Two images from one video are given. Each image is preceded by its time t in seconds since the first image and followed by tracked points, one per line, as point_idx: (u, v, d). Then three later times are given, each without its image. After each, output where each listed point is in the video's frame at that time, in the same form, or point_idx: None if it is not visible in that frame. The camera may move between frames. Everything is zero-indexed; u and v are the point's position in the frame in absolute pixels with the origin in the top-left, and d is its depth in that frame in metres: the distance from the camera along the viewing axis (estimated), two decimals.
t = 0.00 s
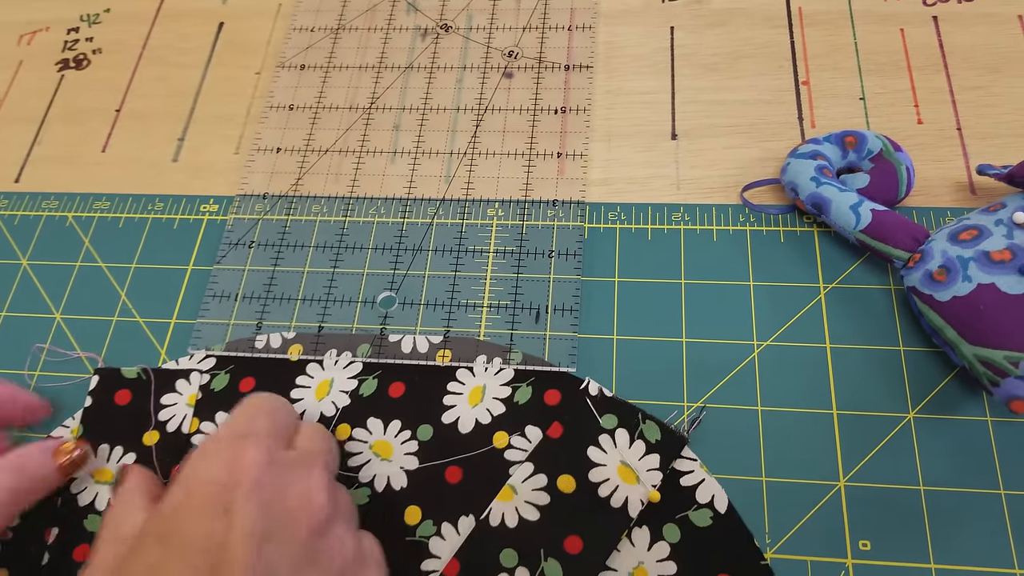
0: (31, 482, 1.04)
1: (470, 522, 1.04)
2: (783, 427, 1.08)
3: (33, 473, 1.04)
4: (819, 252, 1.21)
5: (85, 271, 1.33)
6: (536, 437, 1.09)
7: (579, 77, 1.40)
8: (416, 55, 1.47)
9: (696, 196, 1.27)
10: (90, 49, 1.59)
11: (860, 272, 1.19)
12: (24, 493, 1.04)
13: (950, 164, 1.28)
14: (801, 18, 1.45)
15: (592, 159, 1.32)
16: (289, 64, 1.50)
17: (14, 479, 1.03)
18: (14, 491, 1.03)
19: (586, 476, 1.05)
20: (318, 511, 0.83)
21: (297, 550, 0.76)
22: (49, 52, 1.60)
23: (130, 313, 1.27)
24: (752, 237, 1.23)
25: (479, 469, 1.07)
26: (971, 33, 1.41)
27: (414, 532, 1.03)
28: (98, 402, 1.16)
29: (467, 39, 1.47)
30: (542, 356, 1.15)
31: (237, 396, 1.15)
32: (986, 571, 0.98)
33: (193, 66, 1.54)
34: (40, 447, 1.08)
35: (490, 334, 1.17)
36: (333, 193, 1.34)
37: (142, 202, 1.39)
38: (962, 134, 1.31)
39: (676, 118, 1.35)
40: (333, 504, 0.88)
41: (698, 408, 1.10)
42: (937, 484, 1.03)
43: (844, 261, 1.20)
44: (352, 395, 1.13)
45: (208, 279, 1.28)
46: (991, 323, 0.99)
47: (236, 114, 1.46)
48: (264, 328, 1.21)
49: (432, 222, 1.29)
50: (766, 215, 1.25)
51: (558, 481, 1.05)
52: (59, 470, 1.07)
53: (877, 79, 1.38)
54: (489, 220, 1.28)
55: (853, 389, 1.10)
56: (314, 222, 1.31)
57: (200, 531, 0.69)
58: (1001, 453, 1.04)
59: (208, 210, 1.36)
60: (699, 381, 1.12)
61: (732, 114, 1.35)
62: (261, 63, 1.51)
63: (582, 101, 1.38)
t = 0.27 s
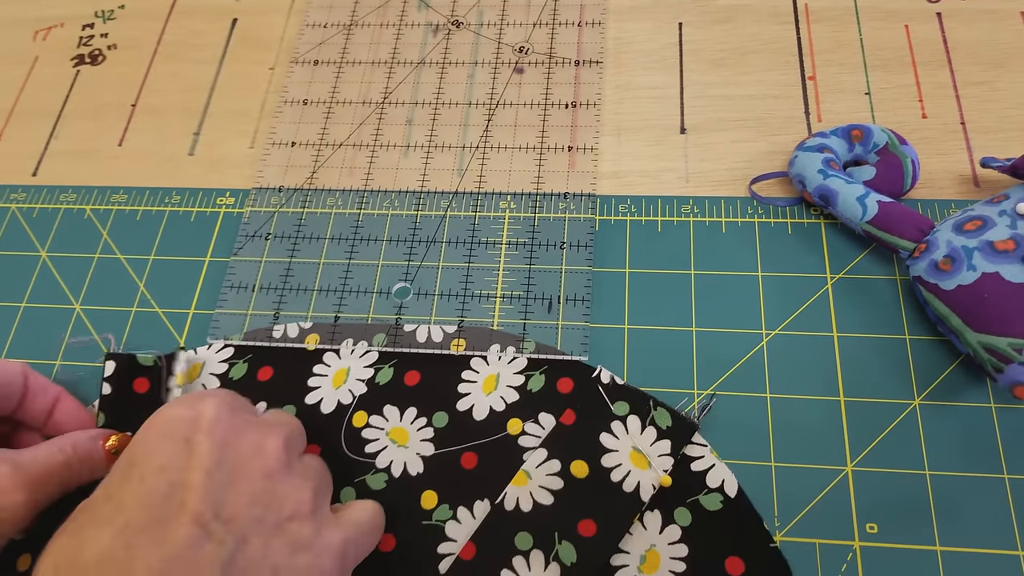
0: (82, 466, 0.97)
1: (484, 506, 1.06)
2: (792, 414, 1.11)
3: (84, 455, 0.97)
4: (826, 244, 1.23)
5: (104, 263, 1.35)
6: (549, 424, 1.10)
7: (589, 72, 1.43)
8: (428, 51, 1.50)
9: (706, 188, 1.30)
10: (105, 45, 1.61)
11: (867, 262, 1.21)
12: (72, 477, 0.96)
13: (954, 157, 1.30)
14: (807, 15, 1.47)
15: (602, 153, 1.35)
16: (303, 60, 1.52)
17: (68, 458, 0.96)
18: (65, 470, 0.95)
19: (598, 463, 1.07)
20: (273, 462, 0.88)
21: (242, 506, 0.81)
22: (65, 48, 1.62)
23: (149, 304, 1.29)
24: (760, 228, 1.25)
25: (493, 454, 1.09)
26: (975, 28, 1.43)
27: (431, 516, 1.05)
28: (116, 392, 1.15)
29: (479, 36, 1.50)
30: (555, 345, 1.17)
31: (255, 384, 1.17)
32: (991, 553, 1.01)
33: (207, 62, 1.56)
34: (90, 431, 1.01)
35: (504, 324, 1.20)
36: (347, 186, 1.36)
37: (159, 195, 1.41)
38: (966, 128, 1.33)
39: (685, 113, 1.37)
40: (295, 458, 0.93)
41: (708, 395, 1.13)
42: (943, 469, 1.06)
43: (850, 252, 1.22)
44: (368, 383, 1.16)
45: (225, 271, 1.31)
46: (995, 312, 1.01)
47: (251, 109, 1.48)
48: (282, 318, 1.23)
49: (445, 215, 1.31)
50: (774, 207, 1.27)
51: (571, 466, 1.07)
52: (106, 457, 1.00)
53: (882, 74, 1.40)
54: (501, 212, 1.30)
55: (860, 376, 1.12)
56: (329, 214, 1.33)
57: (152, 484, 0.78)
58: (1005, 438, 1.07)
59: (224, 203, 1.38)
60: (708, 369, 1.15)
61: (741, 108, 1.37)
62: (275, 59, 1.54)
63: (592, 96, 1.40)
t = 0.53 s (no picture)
0: (101, 460, 0.97)
1: (501, 492, 1.07)
2: (803, 401, 1.12)
3: (101, 448, 0.98)
4: (836, 234, 1.25)
5: (121, 254, 1.36)
6: (564, 411, 1.12)
7: (599, 66, 1.44)
8: (439, 45, 1.51)
9: (716, 180, 1.31)
10: (118, 39, 1.62)
11: (876, 252, 1.22)
12: (94, 473, 0.96)
13: (962, 149, 1.32)
14: (815, 9, 1.48)
15: (614, 145, 1.36)
16: (316, 54, 1.53)
17: (85, 454, 0.96)
18: (85, 466, 0.95)
19: (613, 450, 1.08)
20: (349, 418, 0.88)
21: (325, 459, 0.81)
22: (78, 41, 1.63)
23: (165, 295, 1.31)
24: (770, 219, 1.27)
25: (509, 441, 1.11)
26: (981, 22, 1.45)
27: (449, 503, 1.07)
28: (127, 399, 1.17)
29: (490, 29, 1.51)
30: (569, 334, 1.18)
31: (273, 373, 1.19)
32: (1000, 536, 1.02)
33: (220, 55, 1.57)
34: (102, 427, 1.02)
35: (518, 313, 1.21)
36: (361, 178, 1.37)
37: (173, 187, 1.42)
38: (973, 120, 1.34)
39: (695, 105, 1.39)
40: (368, 409, 0.92)
41: (720, 383, 1.14)
42: (952, 455, 1.07)
43: (860, 242, 1.24)
44: (384, 372, 1.17)
45: (241, 262, 1.32)
46: (1003, 299, 1.03)
47: (264, 102, 1.50)
48: (298, 309, 1.25)
49: (459, 206, 1.33)
50: (784, 199, 1.28)
51: (586, 453, 1.08)
52: (122, 448, 1.01)
53: (890, 67, 1.42)
54: (514, 203, 1.32)
55: (870, 364, 1.14)
56: (343, 206, 1.35)
57: (254, 401, 0.79)
58: (1013, 424, 1.08)
59: (239, 195, 1.39)
60: (720, 358, 1.16)
61: (750, 101, 1.39)
62: (288, 53, 1.55)
63: (603, 88, 1.42)
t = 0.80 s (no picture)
0: (143, 453, 1.00)
1: (518, 482, 1.08)
2: (815, 391, 1.14)
3: (143, 441, 1.01)
4: (846, 227, 1.26)
5: (138, 250, 1.38)
6: (579, 402, 1.13)
7: (610, 61, 1.46)
8: (450, 41, 1.52)
9: (727, 174, 1.33)
10: (131, 37, 1.63)
11: (885, 244, 1.24)
12: (135, 464, 0.99)
13: (968, 143, 1.33)
14: (823, 4, 1.50)
15: (625, 140, 1.38)
16: (328, 51, 1.54)
17: (128, 446, 0.99)
18: (129, 459, 0.99)
19: (628, 440, 1.09)
20: (382, 391, 0.92)
21: (366, 426, 0.85)
22: (91, 39, 1.64)
23: (183, 290, 1.32)
24: (781, 212, 1.28)
25: (525, 432, 1.12)
26: (987, 16, 1.46)
27: (467, 492, 1.08)
28: (156, 392, 1.16)
29: (500, 26, 1.52)
30: (583, 327, 1.20)
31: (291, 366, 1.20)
32: (1010, 522, 1.04)
33: (232, 53, 1.58)
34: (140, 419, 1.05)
35: (533, 306, 1.23)
36: (375, 174, 1.39)
37: (189, 183, 1.44)
38: (980, 114, 1.36)
39: (704, 100, 1.40)
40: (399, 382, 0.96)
41: (733, 373, 1.16)
42: (962, 443, 1.09)
43: (870, 234, 1.25)
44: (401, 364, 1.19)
45: (258, 257, 1.34)
46: (1013, 290, 1.05)
47: (277, 99, 1.51)
48: (315, 303, 1.26)
49: (472, 201, 1.34)
50: (794, 192, 1.30)
51: (601, 443, 1.09)
52: (162, 439, 1.04)
53: (897, 61, 1.43)
54: (527, 197, 1.33)
55: (880, 354, 1.16)
56: (358, 202, 1.36)
57: (292, 377, 0.84)
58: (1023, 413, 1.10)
59: (255, 191, 1.41)
60: (733, 349, 1.18)
61: (759, 95, 1.40)
62: (300, 50, 1.56)
63: (614, 84, 1.43)
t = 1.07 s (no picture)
0: (168, 451, 1.04)
1: (526, 473, 1.10)
2: (817, 381, 1.16)
3: (167, 440, 1.05)
4: (846, 220, 1.28)
5: (147, 246, 1.39)
6: (585, 394, 1.15)
7: (612, 56, 1.47)
8: (453, 36, 1.53)
9: (729, 167, 1.34)
10: (134, 33, 1.64)
11: (885, 237, 1.26)
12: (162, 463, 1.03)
13: (967, 136, 1.35)
14: None
15: (628, 134, 1.39)
16: (331, 46, 1.55)
17: (153, 446, 1.03)
18: (153, 459, 1.02)
19: (633, 431, 1.11)
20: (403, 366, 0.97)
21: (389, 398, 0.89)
22: (94, 35, 1.65)
23: (192, 286, 1.34)
24: (782, 206, 1.30)
25: (532, 423, 1.14)
26: (986, 9, 1.48)
27: (476, 483, 1.10)
28: (172, 391, 1.18)
29: (504, 21, 1.53)
30: (588, 320, 1.22)
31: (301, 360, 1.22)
32: (1006, 507, 1.07)
33: (236, 48, 1.59)
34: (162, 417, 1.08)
35: (538, 300, 1.25)
36: (380, 169, 1.40)
37: (196, 179, 1.45)
38: (978, 107, 1.38)
39: (706, 94, 1.42)
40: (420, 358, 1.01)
41: (735, 365, 1.18)
42: (959, 431, 1.12)
43: (869, 227, 1.27)
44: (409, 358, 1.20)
45: (266, 253, 1.35)
46: (1010, 281, 1.07)
47: (282, 95, 1.52)
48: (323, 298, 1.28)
49: (477, 195, 1.36)
50: (796, 185, 1.32)
51: (607, 434, 1.12)
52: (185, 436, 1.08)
53: (897, 55, 1.44)
54: (532, 192, 1.35)
55: (880, 345, 1.18)
56: (364, 197, 1.38)
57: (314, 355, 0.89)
58: (1019, 401, 1.13)
59: (261, 187, 1.42)
60: (736, 341, 1.20)
61: (761, 89, 1.41)
62: (304, 45, 1.57)
63: (617, 78, 1.44)
